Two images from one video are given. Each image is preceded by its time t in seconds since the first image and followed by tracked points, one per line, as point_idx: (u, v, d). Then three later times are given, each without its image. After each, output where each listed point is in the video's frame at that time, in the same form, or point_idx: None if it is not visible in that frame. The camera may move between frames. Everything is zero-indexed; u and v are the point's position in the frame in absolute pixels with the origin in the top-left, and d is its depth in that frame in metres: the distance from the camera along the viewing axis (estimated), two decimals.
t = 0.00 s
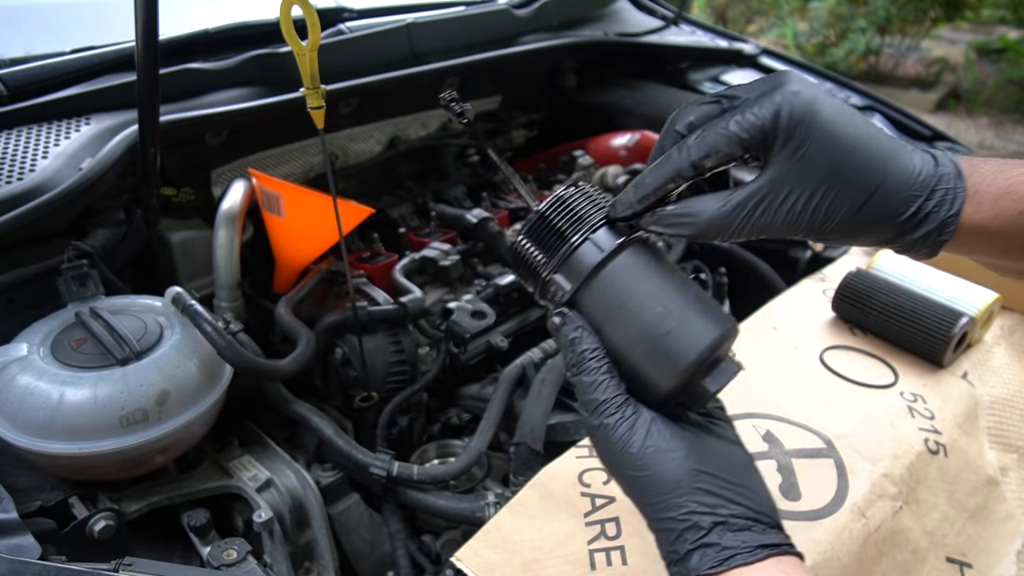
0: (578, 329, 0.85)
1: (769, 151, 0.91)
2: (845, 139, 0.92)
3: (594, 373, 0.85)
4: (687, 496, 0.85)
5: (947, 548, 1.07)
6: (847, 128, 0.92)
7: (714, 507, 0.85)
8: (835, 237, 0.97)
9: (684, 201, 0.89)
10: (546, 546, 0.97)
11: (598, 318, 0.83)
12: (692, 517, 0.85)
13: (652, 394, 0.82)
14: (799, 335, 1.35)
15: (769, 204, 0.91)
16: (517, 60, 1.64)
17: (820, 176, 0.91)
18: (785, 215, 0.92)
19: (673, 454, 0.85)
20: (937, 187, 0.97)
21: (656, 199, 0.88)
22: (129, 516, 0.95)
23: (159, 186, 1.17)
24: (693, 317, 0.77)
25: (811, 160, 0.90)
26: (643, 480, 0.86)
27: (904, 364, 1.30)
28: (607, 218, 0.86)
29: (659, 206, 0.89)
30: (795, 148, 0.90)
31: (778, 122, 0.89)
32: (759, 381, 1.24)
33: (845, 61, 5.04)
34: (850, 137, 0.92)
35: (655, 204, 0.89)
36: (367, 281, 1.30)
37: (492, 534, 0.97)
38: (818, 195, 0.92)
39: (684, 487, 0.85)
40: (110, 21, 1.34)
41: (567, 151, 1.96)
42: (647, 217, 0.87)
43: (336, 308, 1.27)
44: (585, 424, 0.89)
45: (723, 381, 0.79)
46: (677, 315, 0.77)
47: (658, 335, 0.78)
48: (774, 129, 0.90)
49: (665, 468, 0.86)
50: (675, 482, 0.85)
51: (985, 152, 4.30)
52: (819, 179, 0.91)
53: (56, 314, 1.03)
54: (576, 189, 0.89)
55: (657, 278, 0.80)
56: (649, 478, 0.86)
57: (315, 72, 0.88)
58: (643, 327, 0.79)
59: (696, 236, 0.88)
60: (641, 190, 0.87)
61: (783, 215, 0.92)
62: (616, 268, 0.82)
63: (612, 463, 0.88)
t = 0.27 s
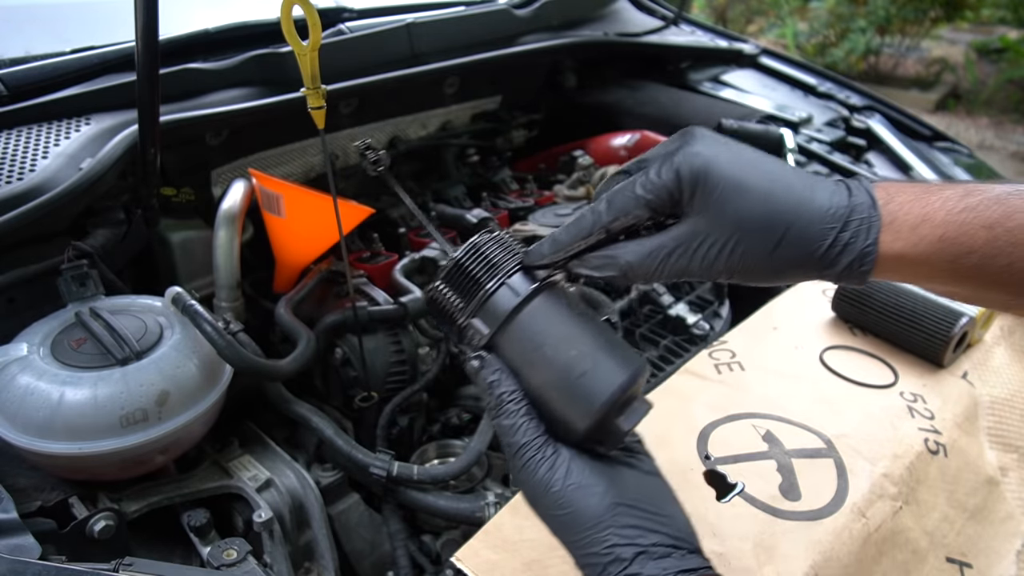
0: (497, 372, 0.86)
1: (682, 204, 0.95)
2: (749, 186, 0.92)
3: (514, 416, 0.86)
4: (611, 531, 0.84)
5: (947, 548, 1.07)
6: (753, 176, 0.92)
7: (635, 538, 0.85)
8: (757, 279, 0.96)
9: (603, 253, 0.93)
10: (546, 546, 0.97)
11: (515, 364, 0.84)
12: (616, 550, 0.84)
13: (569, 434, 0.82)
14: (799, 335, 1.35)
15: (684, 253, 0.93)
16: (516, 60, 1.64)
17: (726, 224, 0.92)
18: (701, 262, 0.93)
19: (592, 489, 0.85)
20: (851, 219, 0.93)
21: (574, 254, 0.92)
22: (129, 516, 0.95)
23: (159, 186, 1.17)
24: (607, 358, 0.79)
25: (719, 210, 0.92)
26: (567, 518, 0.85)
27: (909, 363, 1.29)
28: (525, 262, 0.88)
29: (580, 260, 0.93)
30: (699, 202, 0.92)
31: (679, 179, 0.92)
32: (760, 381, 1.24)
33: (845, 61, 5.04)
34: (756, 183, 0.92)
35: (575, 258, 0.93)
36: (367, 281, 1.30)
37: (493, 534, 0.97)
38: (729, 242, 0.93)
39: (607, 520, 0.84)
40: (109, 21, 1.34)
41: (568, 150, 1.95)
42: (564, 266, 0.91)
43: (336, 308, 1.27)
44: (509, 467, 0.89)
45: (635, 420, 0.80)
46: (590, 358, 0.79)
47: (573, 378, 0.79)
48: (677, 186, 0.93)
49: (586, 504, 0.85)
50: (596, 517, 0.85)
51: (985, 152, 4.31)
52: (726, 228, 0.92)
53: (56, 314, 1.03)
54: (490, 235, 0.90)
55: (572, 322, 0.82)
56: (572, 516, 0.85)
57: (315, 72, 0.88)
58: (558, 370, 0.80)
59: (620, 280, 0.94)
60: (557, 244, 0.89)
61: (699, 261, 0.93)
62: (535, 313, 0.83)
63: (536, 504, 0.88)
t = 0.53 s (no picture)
0: (460, 403, 0.83)
1: (646, 226, 0.95)
2: (709, 205, 0.92)
3: (476, 449, 0.83)
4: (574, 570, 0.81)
5: (947, 548, 1.07)
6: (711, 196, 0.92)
7: None
8: (725, 297, 0.94)
9: (567, 274, 0.95)
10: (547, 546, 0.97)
11: (479, 394, 0.83)
12: None
13: (533, 468, 0.82)
14: (800, 335, 1.35)
15: (647, 273, 0.92)
16: (516, 60, 1.64)
17: (688, 243, 0.92)
18: (665, 281, 0.92)
19: (553, 525, 0.82)
20: (816, 232, 0.92)
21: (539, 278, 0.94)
22: (129, 516, 0.95)
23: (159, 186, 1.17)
24: (573, 388, 0.80)
25: (679, 230, 0.92)
26: (525, 558, 0.81)
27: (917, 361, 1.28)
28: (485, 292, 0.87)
29: (546, 282, 0.95)
30: (661, 224, 0.93)
31: (640, 205, 0.94)
32: (761, 381, 1.24)
33: (845, 61, 5.05)
34: (716, 202, 0.92)
35: (540, 281, 0.95)
36: (367, 281, 1.30)
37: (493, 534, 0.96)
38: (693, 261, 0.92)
39: (568, 560, 0.81)
40: (109, 21, 1.34)
41: (568, 151, 1.95)
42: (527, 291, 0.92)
43: (336, 307, 1.27)
44: (465, 505, 0.85)
45: (600, 452, 0.82)
46: (556, 388, 0.79)
47: (540, 407, 0.79)
48: (638, 211, 0.95)
49: (547, 542, 0.82)
50: (557, 556, 0.81)
51: (985, 152, 4.31)
52: (687, 247, 0.92)
53: (56, 314, 1.03)
54: (448, 264, 0.90)
55: (534, 351, 0.83)
56: (530, 556, 0.81)
57: (315, 72, 0.88)
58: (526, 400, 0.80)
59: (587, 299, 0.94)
60: (518, 270, 0.93)
61: (662, 280, 0.92)
62: (500, 343, 0.83)
63: (492, 544, 0.84)
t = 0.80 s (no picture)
0: (458, 413, 0.83)
1: (642, 230, 0.95)
2: (706, 208, 0.92)
3: (475, 460, 0.82)
4: None
5: (947, 548, 1.07)
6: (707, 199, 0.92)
7: None
8: (724, 301, 0.94)
9: (563, 279, 0.95)
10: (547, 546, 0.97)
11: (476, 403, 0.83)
12: None
13: (533, 478, 0.81)
14: (800, 335, 1.35)
15: (643, 278, 0.92)
16: (516, 60, 1.64)
17: (685, 247, 0.91)
18: (662, 286, 0.92)
19: (554, 538, 0.82)
20: (816, 235, 0.91)
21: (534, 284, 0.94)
22: (129, 516, 0.95)
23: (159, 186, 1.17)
24: (572, 395, 0.80)
25: (675, 234, 0.92)
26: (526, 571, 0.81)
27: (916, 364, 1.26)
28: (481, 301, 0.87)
29: (541, 288, 0.95)
30: (658, 227, 0.93)
31: (636, 209, 0.94)
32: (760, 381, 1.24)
33: (845, 61, 5.05)
34: (713, 205, 0.92)
35: (536, 287, 0.95)
36: (367, 281, 1.30)
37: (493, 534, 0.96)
38: (690, 265, 0.92)
39: (569, 573, 0.81)
40: (109, 21, 1.34)
41: (568, 151, 1.96)
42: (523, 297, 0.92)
43: (336, 307, 1.27)
44: (465, 517, 0.84)
45: (602, 461, 0.81)
46: (556, 396, 0.79)
47: (540, 416, 0.79)
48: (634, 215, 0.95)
49: (548, 555, 0.81)
50: (559, 568, 0.81)
51: (984, 152, 4.31)
52: (684, 251, 0.92)
53: (56, 314, 1.03)
54: (442, 273, 0.89)
55: (532, 358, 0.83)
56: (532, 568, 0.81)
57: (315, 72, 0.88)
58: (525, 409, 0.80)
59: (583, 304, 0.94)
60: (513, 276, 0.93)
61: (660, 285, 0.92)
62: (498, 351, 0.83)
63: (493, 556, 0.83)
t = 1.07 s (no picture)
0: (463, 416, 0.83)
1: (652, 235, 0.95)
2: (717, 213, 0.91)
3: (480, 464, 0.82)
4: None
5: (947, 548, 1.07)
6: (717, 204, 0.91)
7: None
8: (736, 308, 0.93)
9: (571, 284, 0.95)
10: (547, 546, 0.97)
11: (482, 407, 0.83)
12: None
13: (537, 483, 0.81)
14: (800, 335, 1.35)
15: (653, 283, 0.92)
16: (516, 60, 1.64)
17: (695, 252, 0.91)
18: (672, 292, 0.92)
19: (559, 543, 0.81)
20: (830, 241, 0.90)
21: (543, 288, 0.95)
22: (129, 516, 0.95)
23: (159, 186, 1.17)
24: (579, 400, 0.80)
25: (685, 239, 0.91)
26: None
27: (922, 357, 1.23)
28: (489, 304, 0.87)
29: (550, 292, 0.96)
30: (668, 232, 0.93)
31: (646, 214, 0.94)
32: (759, 381, 1.24)
33: (845, 61, 5.05)
34: (724, 210, 0.91)
35: (544, 290, 0.96)
36: (367, 281, 1.30)
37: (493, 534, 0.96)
38: (700, 271, 0.91)
39: None
40: (109, 21, 1.33)
41: (568, 151, 1.96)
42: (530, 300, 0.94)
43: (336, 308, 1.27)
44: (469, 521, 0.84)
45: (606, 467, 0.81)
46: (562, 402, 0.79)
47: (546, 421, 0.79)
48: (644, 219, 0.95)
49: (554, 558, 0.81)
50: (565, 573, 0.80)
51: (984, 152, 4.31)
52: (694, 256, 0.91)
53: (56, 314, 1.03)
54: (449, 274, 0.89)
55: (539, 363, 0.83)
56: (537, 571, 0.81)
57: (315, 72, 0.88)
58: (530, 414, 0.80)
59: (592, 309, 0.95)
60: (521, 280, 0.94)
61: (669, 291, 0.92)
62: (504, 355, 0.83)
63: (498, 560, 0.83)
